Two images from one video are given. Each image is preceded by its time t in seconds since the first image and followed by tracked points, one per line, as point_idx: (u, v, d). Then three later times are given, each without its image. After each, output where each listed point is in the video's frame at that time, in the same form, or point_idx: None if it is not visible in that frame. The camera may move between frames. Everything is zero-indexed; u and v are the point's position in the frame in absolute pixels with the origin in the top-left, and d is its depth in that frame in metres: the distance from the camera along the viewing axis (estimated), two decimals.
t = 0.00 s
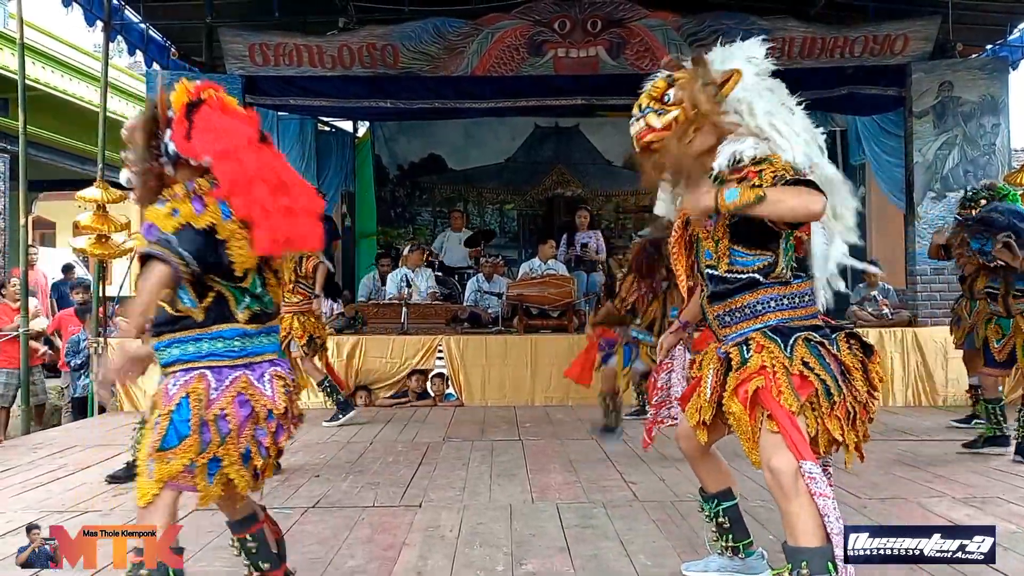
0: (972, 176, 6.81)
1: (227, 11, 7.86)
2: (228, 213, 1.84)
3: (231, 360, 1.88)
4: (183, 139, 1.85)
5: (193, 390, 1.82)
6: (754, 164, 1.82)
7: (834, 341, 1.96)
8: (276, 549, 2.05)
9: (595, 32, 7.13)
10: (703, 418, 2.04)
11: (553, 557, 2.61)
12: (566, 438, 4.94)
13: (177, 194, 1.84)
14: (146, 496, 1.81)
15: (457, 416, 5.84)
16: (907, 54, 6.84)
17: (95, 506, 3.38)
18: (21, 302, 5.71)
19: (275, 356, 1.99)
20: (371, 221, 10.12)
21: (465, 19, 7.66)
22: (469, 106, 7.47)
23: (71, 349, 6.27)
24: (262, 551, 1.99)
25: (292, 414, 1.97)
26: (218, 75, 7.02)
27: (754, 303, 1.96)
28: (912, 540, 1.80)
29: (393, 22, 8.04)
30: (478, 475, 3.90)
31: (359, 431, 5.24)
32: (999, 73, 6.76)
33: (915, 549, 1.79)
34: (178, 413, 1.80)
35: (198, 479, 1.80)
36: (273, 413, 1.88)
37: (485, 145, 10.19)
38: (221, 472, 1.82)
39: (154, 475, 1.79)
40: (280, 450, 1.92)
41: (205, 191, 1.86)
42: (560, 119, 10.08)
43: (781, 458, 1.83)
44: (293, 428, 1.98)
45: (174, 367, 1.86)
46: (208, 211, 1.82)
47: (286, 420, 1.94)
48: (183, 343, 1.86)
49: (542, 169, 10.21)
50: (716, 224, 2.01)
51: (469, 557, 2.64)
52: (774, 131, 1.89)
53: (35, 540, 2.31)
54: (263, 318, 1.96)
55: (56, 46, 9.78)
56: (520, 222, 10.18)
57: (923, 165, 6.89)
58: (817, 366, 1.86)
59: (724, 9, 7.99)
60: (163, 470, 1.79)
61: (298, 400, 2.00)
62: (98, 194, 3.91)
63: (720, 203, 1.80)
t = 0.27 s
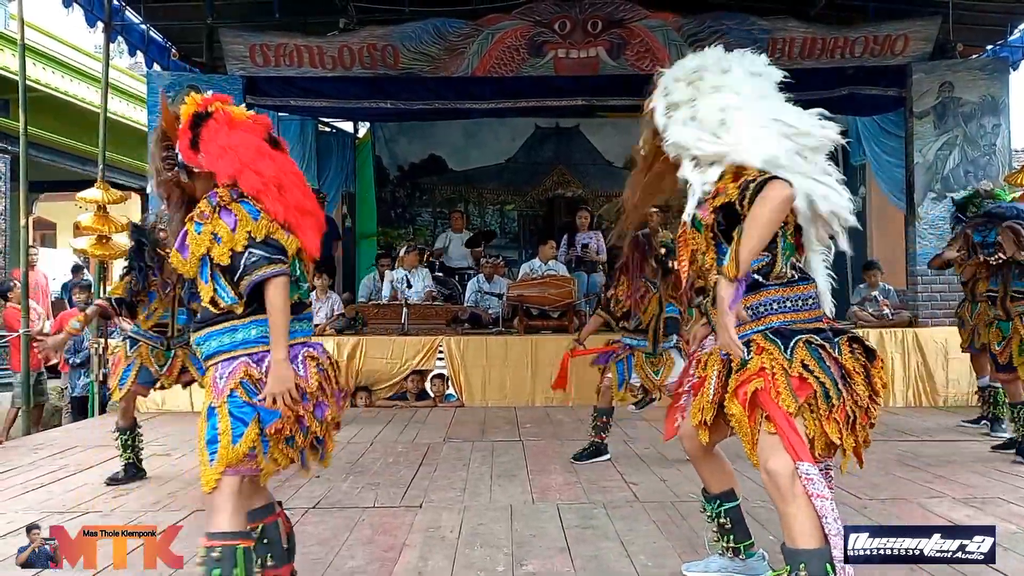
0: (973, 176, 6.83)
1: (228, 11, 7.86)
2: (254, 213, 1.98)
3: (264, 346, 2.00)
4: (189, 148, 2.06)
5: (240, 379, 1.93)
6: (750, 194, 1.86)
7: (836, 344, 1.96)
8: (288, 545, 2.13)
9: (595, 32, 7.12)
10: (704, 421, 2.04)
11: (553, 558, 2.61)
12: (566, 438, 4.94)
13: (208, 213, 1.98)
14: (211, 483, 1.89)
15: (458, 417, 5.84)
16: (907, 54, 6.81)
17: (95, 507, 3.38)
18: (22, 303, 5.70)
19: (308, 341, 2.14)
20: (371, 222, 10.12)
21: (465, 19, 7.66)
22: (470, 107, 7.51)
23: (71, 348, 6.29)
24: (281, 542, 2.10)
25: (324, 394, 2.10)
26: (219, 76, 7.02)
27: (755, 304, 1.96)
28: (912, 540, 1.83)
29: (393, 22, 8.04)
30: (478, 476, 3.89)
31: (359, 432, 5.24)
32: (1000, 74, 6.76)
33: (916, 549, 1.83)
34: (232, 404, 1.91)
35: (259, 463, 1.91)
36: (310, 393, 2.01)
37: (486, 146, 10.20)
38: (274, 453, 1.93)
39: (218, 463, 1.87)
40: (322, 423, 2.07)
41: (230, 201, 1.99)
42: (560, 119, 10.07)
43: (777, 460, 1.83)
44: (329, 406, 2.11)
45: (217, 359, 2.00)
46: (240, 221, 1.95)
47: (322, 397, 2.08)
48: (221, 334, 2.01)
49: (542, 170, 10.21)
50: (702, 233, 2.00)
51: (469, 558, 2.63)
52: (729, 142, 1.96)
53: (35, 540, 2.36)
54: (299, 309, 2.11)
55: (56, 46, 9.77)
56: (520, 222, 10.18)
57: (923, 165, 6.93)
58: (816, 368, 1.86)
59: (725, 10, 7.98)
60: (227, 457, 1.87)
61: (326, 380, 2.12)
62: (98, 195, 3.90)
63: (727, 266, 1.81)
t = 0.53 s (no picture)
0: (974, 176, 6.81)
1: (228, 12, 7.86)
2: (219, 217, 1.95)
3: (253, 346, 1.99)
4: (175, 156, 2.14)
5: (219, 375, 1.94)
6: (723, 228, 1.92)
7: (834, 342, 1.95)
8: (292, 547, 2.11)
9: (596, 33, 7.12)
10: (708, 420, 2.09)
11: (554, 558, 2.61)
12: (567, 439, 4.94)
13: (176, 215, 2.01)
14: (182, 476, 1.91)
15: (459, 418, 5.84)
16: (908, 55, 6.82)
17: (96, 508, 3.37)
18: (23, 303, 5.70)
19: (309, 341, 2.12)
20: (372, 222, 10.11)
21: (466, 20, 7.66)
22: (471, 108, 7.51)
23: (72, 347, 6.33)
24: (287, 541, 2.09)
25: (321, 396, 2.05)
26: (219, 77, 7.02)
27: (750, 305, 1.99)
28: (912, 540, 1.85)
29: (394, 23, 8.04)
30: (479, 476, 3.89)
31: (360, 432, 5.23)
32: (1000, 74, 6.76)
33: (916, 549, 1.85)
34: (212, 397, 1.93)
35: (232, 459, 1.91)
36: (290, 393, 1.96)
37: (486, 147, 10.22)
38: (250, 451, 1.92)
39: (193, 457, 1.91)
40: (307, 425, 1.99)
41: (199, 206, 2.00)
42: (561, 120, 10.06)
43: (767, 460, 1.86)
44: (321, 409, 2.04)
45: (209, 356, 2.00)
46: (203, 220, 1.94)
47: (313, 403, 2.02)
48: (215, 333, 2.00)
49: (543, 170, 10.21)
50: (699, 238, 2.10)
51: (470, 558, 2.63)
52: (693, 151, 2.02)
53: (36, 540, 2.36)
54: (292, 310, 2.08)
55: (57, 46, 9.76)
56: (521, 223, 10.17)
57: (924, 166, 6.90)
58: (807, 368, 1.89)
59: (726, 10, 7.98)
60: (202, 452, 1.90)
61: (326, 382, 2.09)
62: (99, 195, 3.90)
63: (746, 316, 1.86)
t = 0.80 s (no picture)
0: (974, 177, 6.80)
1: (229, 12, 7.86)
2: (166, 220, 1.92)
3: (212, 349, 1.97)
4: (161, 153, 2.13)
5: (181, 385, 1.95)
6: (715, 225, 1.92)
7: (828, 339, 1.95)
8: (290, 550, 2.11)
9: (597, 33, 7.12)
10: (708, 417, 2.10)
11: (555, 559, 2.61)
12: (568, 439, 4.94)
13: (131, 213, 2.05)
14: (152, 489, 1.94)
15: (459, 418, 5.83)
16: (908, 55, 6.80)
17: (97, 508, 3.37)
18: (25, 304, 5.70)
19: (277, 342, 2.06)
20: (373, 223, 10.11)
21: (466, 20, 7.66)
22: (472, 108, 7.51)
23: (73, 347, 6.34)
24: (284, 543, 2.08)
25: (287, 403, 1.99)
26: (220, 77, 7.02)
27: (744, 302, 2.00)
28: (912, 540, 1.84)
29: (394, 23, 8.03)
30: (479, 477, 3.89)
31: (360, 433, 5.23)
32: (1001, 74, 6.76)
33: (916, 549, 1.83)
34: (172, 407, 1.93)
35: (199, 469, 1.88)
36: (249, 398, 1.92)
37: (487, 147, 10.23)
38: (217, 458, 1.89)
39: (160, 471, 1.90)
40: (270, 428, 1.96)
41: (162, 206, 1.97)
42: (561, 120, 10.06)
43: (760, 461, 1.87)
44: (287, 413, 1.99)
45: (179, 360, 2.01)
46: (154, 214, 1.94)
47: (274, 412, 1.96)
48: (187, 331, 2.00)
49: (543, 171, 10.21)
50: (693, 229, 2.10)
51: (470, 559, 2.63)
52: (683, 145, 2.02)
53: (35, 540, 2.36)
54: (254, 310, 2.03)
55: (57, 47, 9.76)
56: (521, 223, 10.17)
57: (925, 166, 6.90)
58: (798, 366, 1.91)
59: (726, 11, 7.97)
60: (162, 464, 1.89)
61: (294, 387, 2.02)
62: (99, 197, 3.90)
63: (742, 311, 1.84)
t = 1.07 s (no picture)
0: (974, 177, 6.80)
1: (229, 12, 7.85)
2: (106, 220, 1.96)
3: (136, 358, 1.96)
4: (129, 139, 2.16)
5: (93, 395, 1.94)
6: (719, 221, 1.92)
7: (829, 336, 1.95)
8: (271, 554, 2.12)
9: (597, 33, 7.12)
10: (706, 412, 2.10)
11: (554, 559, 2.61)
12: (568, 440, 4.93)
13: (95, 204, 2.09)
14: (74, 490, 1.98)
15: (459, 419, 5.82)
16: (909, 55, 6.79)
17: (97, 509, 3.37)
18: (25, 304, 5.70)
19: (201, 358, 1.95)
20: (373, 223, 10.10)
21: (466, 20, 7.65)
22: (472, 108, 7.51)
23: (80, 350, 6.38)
24: (262, 550, 2.10)
25: (192, 426, 1.87)
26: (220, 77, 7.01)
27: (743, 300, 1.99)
28: (912, 540, 1.84)
29: (394, 23, 8.03)
30: (479, 477, 3.89)
31: (359, 433, 5.22)
32: (1001, 74, 6.76)
33: (916, 549, 1.83)
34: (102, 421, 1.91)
35: (97, 484, 1.88)
36: (143, 418, 1.85)
37: (487, 147, 10.22)
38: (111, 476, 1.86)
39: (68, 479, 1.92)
40: (168, 454, 1.85)
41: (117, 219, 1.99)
42: (562, 120, 10.05)
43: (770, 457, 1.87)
44: (197, 437, 1.88)
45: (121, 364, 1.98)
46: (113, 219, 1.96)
47: (175, 437, 1.86)
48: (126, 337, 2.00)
49: (543, 171, 10.21)
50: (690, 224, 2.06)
51: (470, 559, 2.63)
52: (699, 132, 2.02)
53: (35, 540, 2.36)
54: (192, 317, 1.97)
55: (57, 47, 9.75)
56: (521, 223, 10.16)
57: (925, 167, 6.88)
58: (801, 363, 1.90)
59: (727, 10, 7.96)
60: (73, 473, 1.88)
61: (206, 412, 1.89)
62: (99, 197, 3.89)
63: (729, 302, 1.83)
